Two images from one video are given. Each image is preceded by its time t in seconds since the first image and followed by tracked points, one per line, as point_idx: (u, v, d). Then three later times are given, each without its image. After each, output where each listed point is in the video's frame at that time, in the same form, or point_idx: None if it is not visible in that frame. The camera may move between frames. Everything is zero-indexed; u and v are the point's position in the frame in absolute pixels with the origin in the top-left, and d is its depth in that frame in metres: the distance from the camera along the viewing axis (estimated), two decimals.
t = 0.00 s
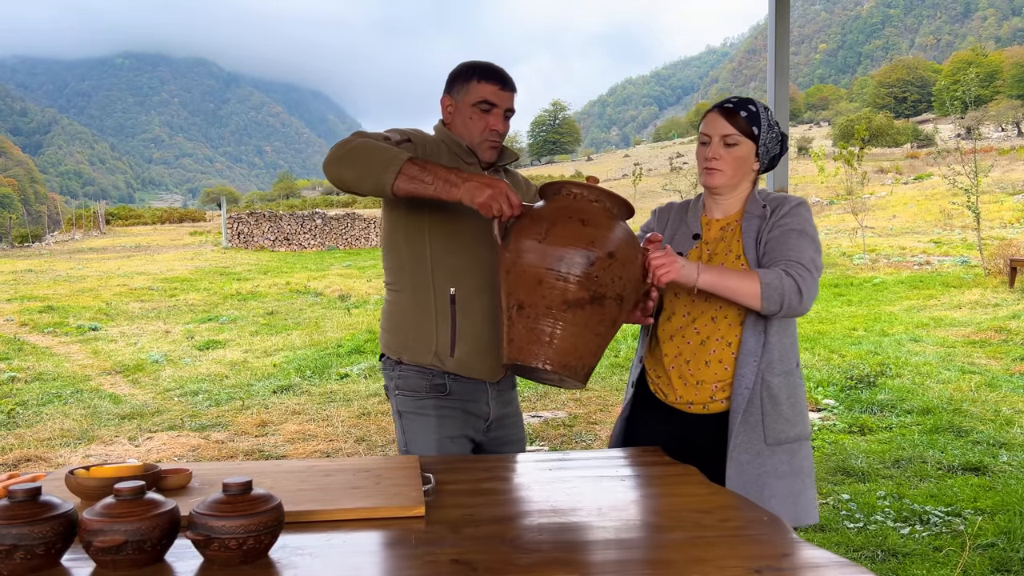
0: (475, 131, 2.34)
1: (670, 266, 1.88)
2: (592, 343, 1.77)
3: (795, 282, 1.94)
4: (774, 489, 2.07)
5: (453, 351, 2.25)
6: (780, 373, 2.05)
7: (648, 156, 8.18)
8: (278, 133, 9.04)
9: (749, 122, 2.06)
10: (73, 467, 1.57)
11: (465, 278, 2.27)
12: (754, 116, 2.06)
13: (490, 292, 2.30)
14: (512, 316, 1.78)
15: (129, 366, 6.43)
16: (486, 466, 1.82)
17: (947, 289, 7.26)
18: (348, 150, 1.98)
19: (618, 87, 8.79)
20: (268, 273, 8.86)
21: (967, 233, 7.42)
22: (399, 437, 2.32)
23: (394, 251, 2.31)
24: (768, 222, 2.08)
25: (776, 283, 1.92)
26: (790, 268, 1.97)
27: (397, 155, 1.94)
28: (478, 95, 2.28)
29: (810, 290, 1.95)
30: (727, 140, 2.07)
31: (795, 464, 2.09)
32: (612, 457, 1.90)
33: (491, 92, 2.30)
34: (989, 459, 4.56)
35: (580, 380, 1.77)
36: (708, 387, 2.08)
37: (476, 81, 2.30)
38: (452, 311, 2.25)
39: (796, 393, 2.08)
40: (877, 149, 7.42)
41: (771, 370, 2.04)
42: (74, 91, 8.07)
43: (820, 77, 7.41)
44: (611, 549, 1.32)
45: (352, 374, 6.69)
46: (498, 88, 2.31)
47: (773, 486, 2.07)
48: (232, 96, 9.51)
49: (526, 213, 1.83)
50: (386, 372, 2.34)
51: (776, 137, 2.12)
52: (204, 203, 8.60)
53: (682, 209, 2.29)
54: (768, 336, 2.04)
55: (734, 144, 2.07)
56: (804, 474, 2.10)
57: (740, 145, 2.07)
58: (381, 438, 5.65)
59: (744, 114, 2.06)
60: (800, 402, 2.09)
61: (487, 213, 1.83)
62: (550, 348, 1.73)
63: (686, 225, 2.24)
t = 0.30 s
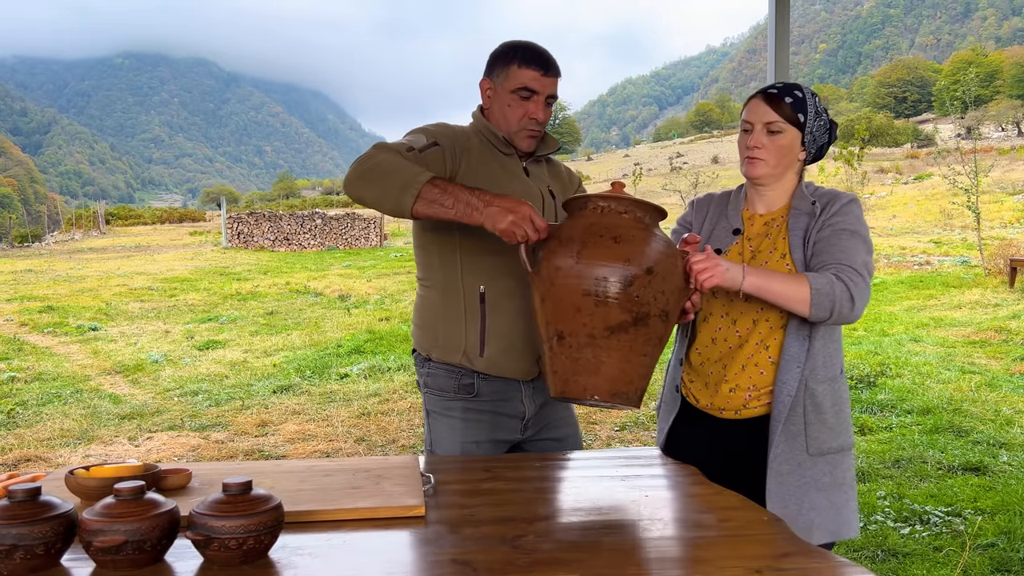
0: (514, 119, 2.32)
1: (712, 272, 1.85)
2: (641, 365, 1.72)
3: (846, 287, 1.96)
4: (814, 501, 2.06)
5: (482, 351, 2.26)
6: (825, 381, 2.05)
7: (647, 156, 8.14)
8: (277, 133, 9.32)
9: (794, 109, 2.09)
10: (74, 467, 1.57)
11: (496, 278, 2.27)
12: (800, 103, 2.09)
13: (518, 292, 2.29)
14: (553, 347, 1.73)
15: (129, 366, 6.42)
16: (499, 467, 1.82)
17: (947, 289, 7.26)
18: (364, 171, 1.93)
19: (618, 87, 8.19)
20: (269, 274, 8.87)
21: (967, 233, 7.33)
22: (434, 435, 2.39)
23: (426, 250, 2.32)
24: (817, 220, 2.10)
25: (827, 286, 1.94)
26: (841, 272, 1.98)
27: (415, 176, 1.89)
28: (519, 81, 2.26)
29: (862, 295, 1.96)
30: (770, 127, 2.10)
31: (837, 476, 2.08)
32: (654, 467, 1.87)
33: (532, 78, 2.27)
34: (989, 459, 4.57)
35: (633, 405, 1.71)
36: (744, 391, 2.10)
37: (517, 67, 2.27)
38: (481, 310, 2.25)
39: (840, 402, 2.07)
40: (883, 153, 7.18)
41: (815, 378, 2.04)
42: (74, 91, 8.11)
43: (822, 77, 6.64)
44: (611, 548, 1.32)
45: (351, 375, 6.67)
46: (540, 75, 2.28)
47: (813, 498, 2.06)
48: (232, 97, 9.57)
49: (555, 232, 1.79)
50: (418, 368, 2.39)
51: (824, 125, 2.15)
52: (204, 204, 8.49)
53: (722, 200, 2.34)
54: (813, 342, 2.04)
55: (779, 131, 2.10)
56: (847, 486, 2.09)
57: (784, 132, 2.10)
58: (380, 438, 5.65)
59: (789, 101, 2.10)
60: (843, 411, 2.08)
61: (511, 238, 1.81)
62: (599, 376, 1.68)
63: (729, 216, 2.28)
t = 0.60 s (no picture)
0: (552, 113, 2.38)
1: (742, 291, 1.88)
2: (675, 398, 1.75)
3: (877, 300, 2.00)
4: (839, 511, 2.14)
5: (502, 352, 2.37)
6: (852, 390, 2.12)
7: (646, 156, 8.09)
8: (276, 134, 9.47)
9: (823, 105, 2.15)
10: (73, 467, 1.57)
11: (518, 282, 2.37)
12: (829, 99, 2.16)
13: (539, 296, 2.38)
14: (585, 388, 1.77)
15: (129, 366, 6.41)
16: (508, 464, 1.86)
17: (947, 289, 7.10)
18: (381, 203, 2.03)
19: (618, 86, 8.04)
20: (268, 274, 8.74)
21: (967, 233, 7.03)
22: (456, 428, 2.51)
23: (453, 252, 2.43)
24: (847, 225, 2.15)
25: (860, 299, 1.99)
26: (873, 284, 2.03)
27: (429, 214, 1.99)
28: (561, 75, 2.32)
29: (893, 307, 2.00)
30: (799, 122, 2.17)
31: (862, 485, 2.16)
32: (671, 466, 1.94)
33: (575, 73, 2.32)
34: (989, 459, 4.58)
35: (672, 439, 1.76)
36: (761, 397, 2.17)
37: (559, 61, 2.32)
38: (502, 313, 2.36)
39: (865, 411, 2.15)
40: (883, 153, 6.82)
41: (843, 387, 2.11)
42: (75, 91, 8.11)
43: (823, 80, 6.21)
44: (612, 547, 1.32)
45: (350, 376, 6.65)
46: (583, 69, 2.33)
47: (839, 507, 2.14)
48: (233, 96, 9.60)
49: (574, 268, 1.81)
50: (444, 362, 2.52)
51: (853, 123, 2.21)
52: (204, 204, 8.41)
53: (745, 198, 2.40)
54: (840, 352, 2.11)
55: (808, 127, 2.16)
56: (869, 495, 2.17)
57: (814, 128, 2.17)
58: (380, 438, 5.67)
59: (818, 96, 2.16)
60: (868, 419, 2.15)
61: (528, 279, 1.89)
62: (633, 416, 1.72)
63: (753, 215, 2.34)
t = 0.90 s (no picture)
0: (570, 113, 2.39)
1: (750, 314, 1.90)
2: (672, 426, 1.74)
3: (891, 311, 2.03)
4: (849, 518, 2.20)
5: (512, 356, 2.38)
6: (866, 397, 2.16)
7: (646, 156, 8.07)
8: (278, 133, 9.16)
9: (838, 103, 2.19)
10: (73, 467, 1.57)
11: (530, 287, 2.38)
12: (844, 96, 2.20)
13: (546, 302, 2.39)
14: (581, 411, 1.77)
15: (129, 366, 6.41)
16: (514, 466, 1.84)
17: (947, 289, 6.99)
18: (383, 210, 2.11)
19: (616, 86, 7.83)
20: (268, 273, 8.78)
21: (968, 233, 6.87)
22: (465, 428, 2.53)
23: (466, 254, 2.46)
24: (866, 230, 2.20)
25: (871, 310, 2.02)
26: (886, 293, 2.06)
27: (429, 225, 2.06)
28: (581, 76, 2.32)
29: (905, 317, 2.04)
30: (814, 121, 2.21)
31: (870, 492, 2.23)
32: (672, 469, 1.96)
33: (595, 73, 2.32)
34: (989, 459, 4.59)
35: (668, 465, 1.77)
36: (770, 399, 2.20)
37: (580, 61, 2.32)
38: (512, 316, 2.36)
39: (876, 417, 2.20)
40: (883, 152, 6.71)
41: (857, 395, 2.15)
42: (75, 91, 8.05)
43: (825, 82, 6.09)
44: (613, 547, 1.32)
45: (349, 376, 6.64)
46: (604, 71, 2.33)
47: (850, 514, 2.19)
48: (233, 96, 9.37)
49: (575, 288, 1.82)
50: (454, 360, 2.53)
51: (869, 119, 2.24)
52: (204, 204, 8.45)
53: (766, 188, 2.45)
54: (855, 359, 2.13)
55: (823, 126, 2.20)
56: (876, 501, 2.24)
57: (830, 127, 2.20)
58: (380, 438, 5.70)
59: (833, 94, 2.20)
60: (877, 426, 2.20)
61: (531, 295, 1.94)
62: (628, 442, 1.72)
63: (771, 214, 2.37)
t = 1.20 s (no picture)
0: (577, 116, 2.38)
1: (755, 326, 1.90)
2: (672, 439, 1.77)
3: (894, 319, 2.02)
4: (855, 523, 2.22)
5: (513, 361, 2.38)
6: (874, 403, 2.17)
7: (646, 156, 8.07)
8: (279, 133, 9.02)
9: (846, 99, 2.19)
10: (73, 467, 1.56)
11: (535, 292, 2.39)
12: (852, 93, 2.19)
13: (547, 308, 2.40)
14: (580, 427, 1.79)
15: (129, 366, 6.41)
16: (518, 466, 1.86)
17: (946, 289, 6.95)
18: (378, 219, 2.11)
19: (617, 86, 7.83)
20: (268, 274, 8.74)
21: (968, 233, 6.80)
22: (467, 428, 2.55)
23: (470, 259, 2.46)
24: (876, 234, 2.19)
25: (874, 319, 2.00)
26: (890, 301, 2.04)
27: (425, 236, 2.07)
28: (590, 82, 2.30)
29: (908, 325, 2.02)
30: (823, 117, 2.21)
31: (876, 496, 2.25)
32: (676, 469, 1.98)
33: (604, 78, 2.30)
34: (989, 458, 4.59)
35: (667, 478, 1.80)
36: (776, 402, 2.22)
37: (589, 66, 2.31)
38: (513, 322, 2.35)
39: (883, 421, 2.21)
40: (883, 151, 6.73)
41: (866, 400, 2.16)
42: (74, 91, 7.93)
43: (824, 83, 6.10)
44: (613, 547, 1.32)
45: (349, 376, 6.63)
46: (614, 74, 2.31)
47: (857, 520, 2.22)
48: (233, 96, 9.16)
49: (572, 301, 1.78)
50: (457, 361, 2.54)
51: (879, 115, 2.23)
52: (204, 204, 8.44)
53: (774, 185, 2.46)
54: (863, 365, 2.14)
55: (831, 122, 2.21)
56: (882, 505, 2.26)
57: (839, 123, 2.21)
58: (380, 438, 5.72)
59: (840, 90, 2.20)
60: (883, 431, 2.22)
61: (525, 310, 1.97)
62: (627, 458, 1.75)
63: (781, 213, 2.38)
